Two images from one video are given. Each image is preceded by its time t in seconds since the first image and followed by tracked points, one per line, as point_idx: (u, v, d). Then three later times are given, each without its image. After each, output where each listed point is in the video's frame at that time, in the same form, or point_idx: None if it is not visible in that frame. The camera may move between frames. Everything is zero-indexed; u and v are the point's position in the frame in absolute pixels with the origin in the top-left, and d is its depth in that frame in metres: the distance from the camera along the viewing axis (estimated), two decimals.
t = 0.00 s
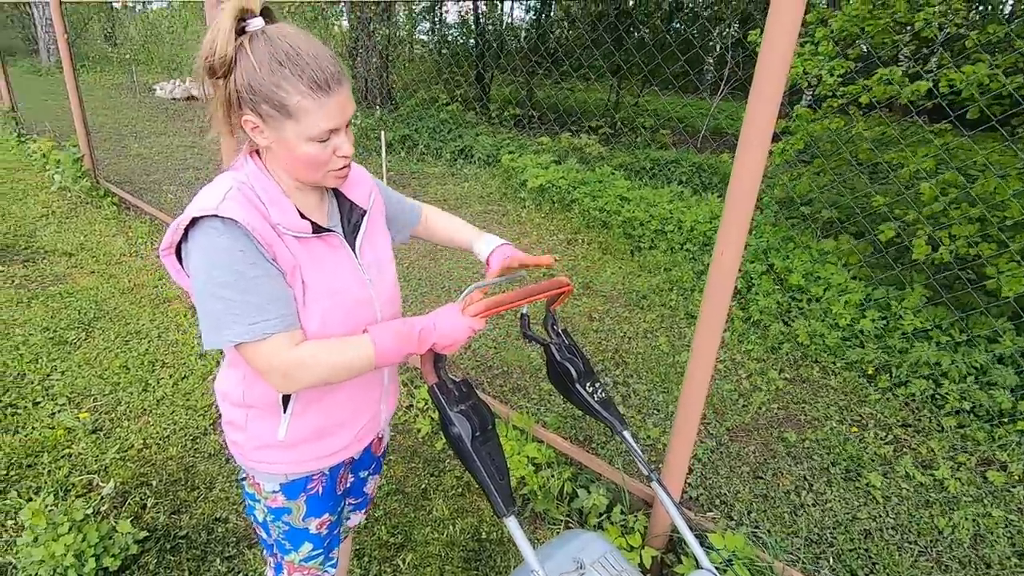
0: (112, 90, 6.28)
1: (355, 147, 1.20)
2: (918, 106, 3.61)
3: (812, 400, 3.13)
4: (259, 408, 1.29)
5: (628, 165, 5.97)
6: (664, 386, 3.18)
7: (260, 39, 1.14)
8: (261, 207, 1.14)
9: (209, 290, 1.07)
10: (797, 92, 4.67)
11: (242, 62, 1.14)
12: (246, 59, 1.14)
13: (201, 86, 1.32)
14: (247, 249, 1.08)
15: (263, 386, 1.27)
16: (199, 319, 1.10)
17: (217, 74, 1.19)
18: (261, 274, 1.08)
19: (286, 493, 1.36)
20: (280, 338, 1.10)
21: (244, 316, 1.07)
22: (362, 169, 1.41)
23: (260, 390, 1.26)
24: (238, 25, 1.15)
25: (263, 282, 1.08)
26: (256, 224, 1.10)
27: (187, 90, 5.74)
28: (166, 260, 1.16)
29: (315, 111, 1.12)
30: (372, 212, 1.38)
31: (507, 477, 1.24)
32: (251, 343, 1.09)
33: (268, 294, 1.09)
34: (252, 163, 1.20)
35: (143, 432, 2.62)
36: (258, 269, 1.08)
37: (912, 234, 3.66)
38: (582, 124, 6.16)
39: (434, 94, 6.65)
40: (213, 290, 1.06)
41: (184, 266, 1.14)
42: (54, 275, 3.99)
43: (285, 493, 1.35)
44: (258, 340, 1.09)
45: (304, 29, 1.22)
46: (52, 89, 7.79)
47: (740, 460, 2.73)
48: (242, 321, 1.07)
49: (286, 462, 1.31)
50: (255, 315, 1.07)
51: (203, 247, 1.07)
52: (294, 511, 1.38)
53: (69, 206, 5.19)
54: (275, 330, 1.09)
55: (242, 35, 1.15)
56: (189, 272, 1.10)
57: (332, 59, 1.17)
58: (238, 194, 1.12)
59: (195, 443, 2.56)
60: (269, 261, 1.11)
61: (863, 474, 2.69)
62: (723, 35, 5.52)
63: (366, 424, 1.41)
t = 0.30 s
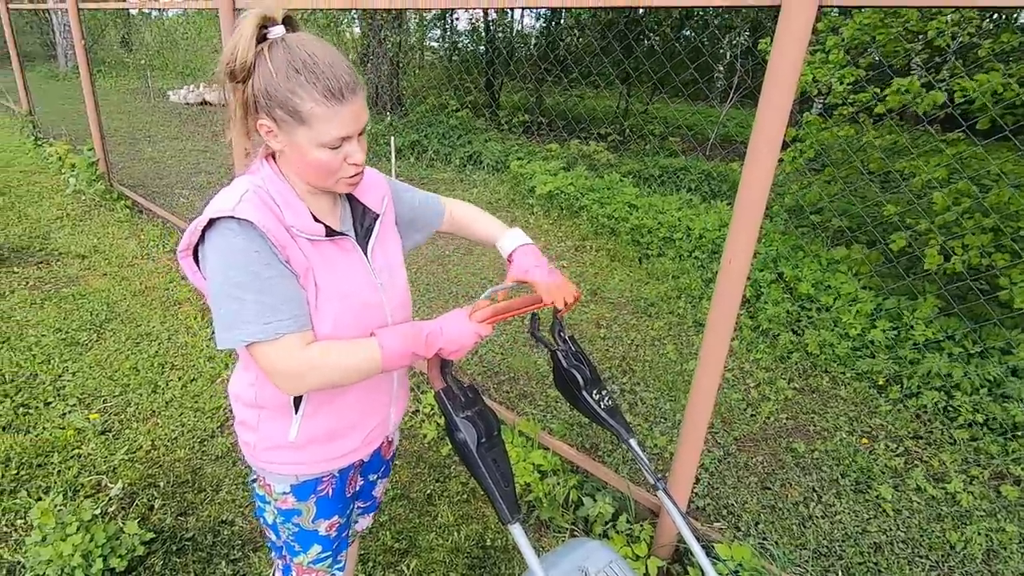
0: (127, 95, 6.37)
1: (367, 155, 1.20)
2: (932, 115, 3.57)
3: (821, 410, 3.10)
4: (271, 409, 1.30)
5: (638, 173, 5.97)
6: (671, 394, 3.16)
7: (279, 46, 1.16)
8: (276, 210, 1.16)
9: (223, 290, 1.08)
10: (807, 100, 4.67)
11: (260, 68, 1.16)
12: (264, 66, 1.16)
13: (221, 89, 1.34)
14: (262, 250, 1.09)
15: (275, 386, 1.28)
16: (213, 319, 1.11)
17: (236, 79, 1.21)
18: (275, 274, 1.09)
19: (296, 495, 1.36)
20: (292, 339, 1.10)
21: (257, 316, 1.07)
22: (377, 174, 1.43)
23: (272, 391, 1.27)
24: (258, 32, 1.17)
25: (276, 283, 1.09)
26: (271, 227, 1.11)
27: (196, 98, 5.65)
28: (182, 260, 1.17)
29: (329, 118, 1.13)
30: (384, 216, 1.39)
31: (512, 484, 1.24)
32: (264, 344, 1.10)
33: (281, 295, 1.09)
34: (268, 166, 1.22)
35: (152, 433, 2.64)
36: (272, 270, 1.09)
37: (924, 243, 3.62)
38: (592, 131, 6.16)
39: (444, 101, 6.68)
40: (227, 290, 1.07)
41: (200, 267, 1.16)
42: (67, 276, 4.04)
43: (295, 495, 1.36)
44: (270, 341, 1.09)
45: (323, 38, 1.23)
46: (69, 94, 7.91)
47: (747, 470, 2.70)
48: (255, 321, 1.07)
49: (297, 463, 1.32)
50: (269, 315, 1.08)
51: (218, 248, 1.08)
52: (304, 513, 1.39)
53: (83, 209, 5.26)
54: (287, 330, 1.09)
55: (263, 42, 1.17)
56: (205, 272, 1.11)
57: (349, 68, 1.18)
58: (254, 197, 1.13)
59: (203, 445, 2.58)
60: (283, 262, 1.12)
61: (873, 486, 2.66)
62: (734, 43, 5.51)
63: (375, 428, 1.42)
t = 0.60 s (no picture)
0: (141, 99, 6.45)
1: (368, 158, 1.20)
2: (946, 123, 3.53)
3: (830, 420, 3.07)
4: (275, 413, 1.30)
5: (646, 179, 5.98)
6: (679, 402, 3.13)
7: (287, 49, 1.18)
8: (281, 217, 1.16)
9: (227, 296, 1.09)
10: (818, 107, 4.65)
11: (267, 70, 1.18)
12: (271, 67, 1.17)
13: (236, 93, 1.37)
14: (265, 258, 1.09)
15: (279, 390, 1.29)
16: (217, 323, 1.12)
17: (245, 79, 1.23)
18: (278, 282, 1.10)
19: (298, 498, 1.36)
20: (293, 346, 1.11)
21: (260, 323, 1.08)
22: (389, 181, 1.43)
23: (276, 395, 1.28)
24: (269, 35, 1.19)
25: (279, 291, 1.10)
26: (276, 234, 1.11)
27: (209, 101, 5.73)
28: (190, 263, 1.19)
29: (328, 120, 1.13)
30: (394, 223, 1.39)
31: (516, 492, 1.23)
32: (265, 350, 1.10)
33: (284, 302, 1.10)
34: (276, 171, 1.23)
35: (159, 435, 2.65)
36: (275, 277, 1.10)
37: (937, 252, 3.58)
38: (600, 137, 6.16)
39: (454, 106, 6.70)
40: (232, 296, 1.08)
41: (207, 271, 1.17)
42: (79, 278, 4.09)
43: (297, 498, 1.36)
44: (271, 347, 1.10)
45: (333, 42, 1.24)
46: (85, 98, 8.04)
47: (755, 480, 2.67)
48: (257, 328, 1.08)
49: (299, 467, 1.32)
50: (271, 322, 1.09)
51: (222, 254, 1.09)
52: (306, 517, 1.39)
53: (96, 212, 5.32)
54: (289, 337, 1.10)
55: (272, 45, 1.19)
56: (210, 276, 1.12)
57: (353, 71, 1.19)
58: (260, 204, 1.14)
59: (209, 447, 2.59)
60: (287, 270, 1.12)
61: (883, 498, 2.62)
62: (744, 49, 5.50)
63: (378, 434, 1.41)
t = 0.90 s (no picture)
0: (153, 103, 6.52)
1: (374, 147, 1.19)
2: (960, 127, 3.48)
3: (840, 427, 3.03)
4: (280, 414, 1.31)
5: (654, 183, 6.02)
6: (686, 407, 3.11)
7: (290, 47, 1.21)
8: (294, 221, 1.16)
9: (238, 298, 1.09)
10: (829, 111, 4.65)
11: (273, 71, 1.21)
12: (277, 67, 1.21)
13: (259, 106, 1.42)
14: (276, 261, 1.09)
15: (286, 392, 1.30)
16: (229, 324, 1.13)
17: (256, 89, 1.27)
18: (289, 285, 1.10)
19: (299, 500, 1.37)
20: (302, 349, 1.12)
21: (269, 325, 1.09)
22: (411, 190, 1.42)
23: (283, 396, 1.29)
24: (275, 40, 1.24)
25: (289, 295, 1.10)
26: (288, 239, 1.12)
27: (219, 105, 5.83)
28: (206, 263, 1.20)
29: (328, 107, 1.14)
30: (412, 232, 1.38)
31: (522, 498, 1.23)
32: (275, 352, 1.11)
33: (293, 306, 1.11)
34: (294, 175, 1.24)
35: (168, 436, 2.67)
36: (285, 281, 1.10)
37: (949, 258, 3.54)
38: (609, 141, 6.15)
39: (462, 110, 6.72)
40: (242, 298, 1.09)
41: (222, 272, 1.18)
42: (90, 279, 4.13)
43: (299, 500, 1.37)
44: (280, 349, 1.11)
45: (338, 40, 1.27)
46: (98, 101, 8.15)
47: (764, 487, 2.64)
48: (267, 330, 1.09)
49: (301, 470, 1.32)
50: (280, 325, 1.09)
51: (234, 256, 1.09)
52: (308, 519, 1.39)
53: (108, 214, 5.38)
54: (298, 340, 1.11)
55: (277, 48, 1.23)
56: (223, 277, 1.13)
57: (352, 60, 1.20)
58: (274, 208, 1.14)
59: (217, 449, 2.61)
60: (298, 273, 1.13)
61: (894, 507, 2.58)
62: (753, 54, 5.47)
63: (383, 441, 1.41)
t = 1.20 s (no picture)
0: (163, 103, 6.57)
1: (379, 142, 1.18)
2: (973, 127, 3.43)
3: (850, 430, 2.99)
4: (286, 407, 1.30)
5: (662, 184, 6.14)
6: (694, 409, 3.09)
7: (302, 42, 1.21)
8: (302, 214, 1.16)
9: (245, 287, 1.09)
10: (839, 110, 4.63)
11: (285, 65, 1.22)
12: (287, 61, 1.21)
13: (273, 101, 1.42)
14: (282, 251, 1.09)
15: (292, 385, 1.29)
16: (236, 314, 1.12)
17: (268, 81, 1.28)
18: (295, 275, 1.10)
19: (303, 495, 1.36)
20: (310, 339, 1.11)
21: (275, 314, 1.08)
22: (422, 186, 1.42)
23: (288, 389, 1.28)
24: (290, 34, 1.24)
25: (296, 284, 1.10)
26: (295, 230, 1.11)
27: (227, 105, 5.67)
28: (215, 255, 1.19)
29: (333, 101, 1.13)
30: (421, 228, 1.38)
31: (530, 497, 1.21)
32: (282, 342, 1.10)
33: (301, 296, 1.10)
34: (302, 169, 1.24)
35: (174, 433, 2.68)
36: (293, 271, 1.10)
37: (962, 260, 3.49)
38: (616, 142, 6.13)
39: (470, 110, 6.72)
40: (248, 287, 1.09)
41: (229, 264, 1.17)
42: (99, 277, 4.16)
43: (303, 495, 1.36)
44: (287, 339, 1.10)
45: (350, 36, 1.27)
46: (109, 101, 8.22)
47: (772, 490, 2.61)
48: (274, 319, 1.08)
49: (304, 464, 1.31)
50: (288, 314, 1.09)
51: (241, 246, 1.09)
52: (311, 515, 1.38)
53: (117, 213, 5.42)
54: (305, 329, 1.10)
55: (290, 42, 1.23)
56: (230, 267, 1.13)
57: (362, 55, 1.20)
58: (281, 200, 1.14)
59: (223, 446, 2.61)
60: (304, 264, 1.12)
61: (905, 512, 2.55)
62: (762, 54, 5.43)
63: (388, 437, 1.40)
